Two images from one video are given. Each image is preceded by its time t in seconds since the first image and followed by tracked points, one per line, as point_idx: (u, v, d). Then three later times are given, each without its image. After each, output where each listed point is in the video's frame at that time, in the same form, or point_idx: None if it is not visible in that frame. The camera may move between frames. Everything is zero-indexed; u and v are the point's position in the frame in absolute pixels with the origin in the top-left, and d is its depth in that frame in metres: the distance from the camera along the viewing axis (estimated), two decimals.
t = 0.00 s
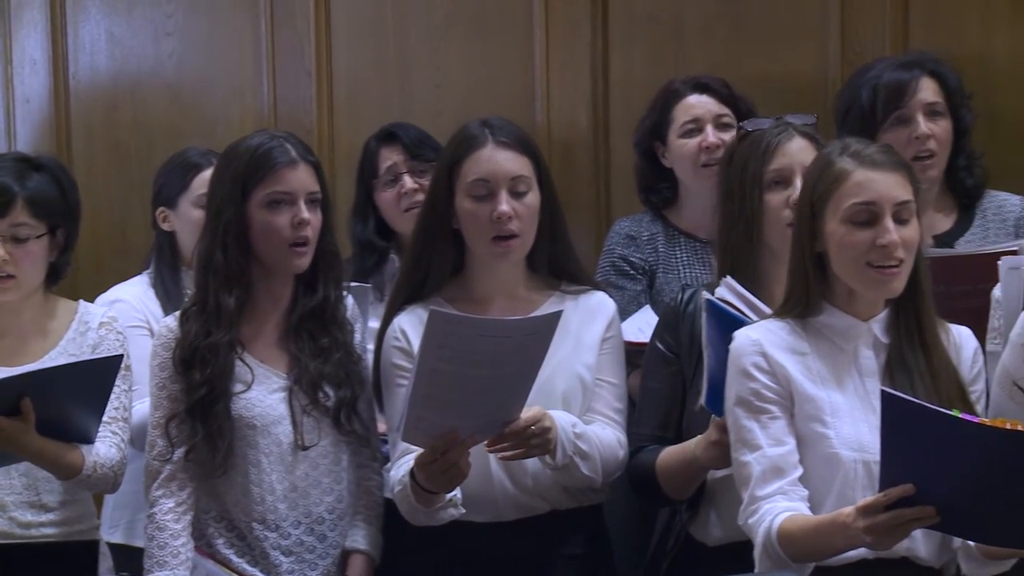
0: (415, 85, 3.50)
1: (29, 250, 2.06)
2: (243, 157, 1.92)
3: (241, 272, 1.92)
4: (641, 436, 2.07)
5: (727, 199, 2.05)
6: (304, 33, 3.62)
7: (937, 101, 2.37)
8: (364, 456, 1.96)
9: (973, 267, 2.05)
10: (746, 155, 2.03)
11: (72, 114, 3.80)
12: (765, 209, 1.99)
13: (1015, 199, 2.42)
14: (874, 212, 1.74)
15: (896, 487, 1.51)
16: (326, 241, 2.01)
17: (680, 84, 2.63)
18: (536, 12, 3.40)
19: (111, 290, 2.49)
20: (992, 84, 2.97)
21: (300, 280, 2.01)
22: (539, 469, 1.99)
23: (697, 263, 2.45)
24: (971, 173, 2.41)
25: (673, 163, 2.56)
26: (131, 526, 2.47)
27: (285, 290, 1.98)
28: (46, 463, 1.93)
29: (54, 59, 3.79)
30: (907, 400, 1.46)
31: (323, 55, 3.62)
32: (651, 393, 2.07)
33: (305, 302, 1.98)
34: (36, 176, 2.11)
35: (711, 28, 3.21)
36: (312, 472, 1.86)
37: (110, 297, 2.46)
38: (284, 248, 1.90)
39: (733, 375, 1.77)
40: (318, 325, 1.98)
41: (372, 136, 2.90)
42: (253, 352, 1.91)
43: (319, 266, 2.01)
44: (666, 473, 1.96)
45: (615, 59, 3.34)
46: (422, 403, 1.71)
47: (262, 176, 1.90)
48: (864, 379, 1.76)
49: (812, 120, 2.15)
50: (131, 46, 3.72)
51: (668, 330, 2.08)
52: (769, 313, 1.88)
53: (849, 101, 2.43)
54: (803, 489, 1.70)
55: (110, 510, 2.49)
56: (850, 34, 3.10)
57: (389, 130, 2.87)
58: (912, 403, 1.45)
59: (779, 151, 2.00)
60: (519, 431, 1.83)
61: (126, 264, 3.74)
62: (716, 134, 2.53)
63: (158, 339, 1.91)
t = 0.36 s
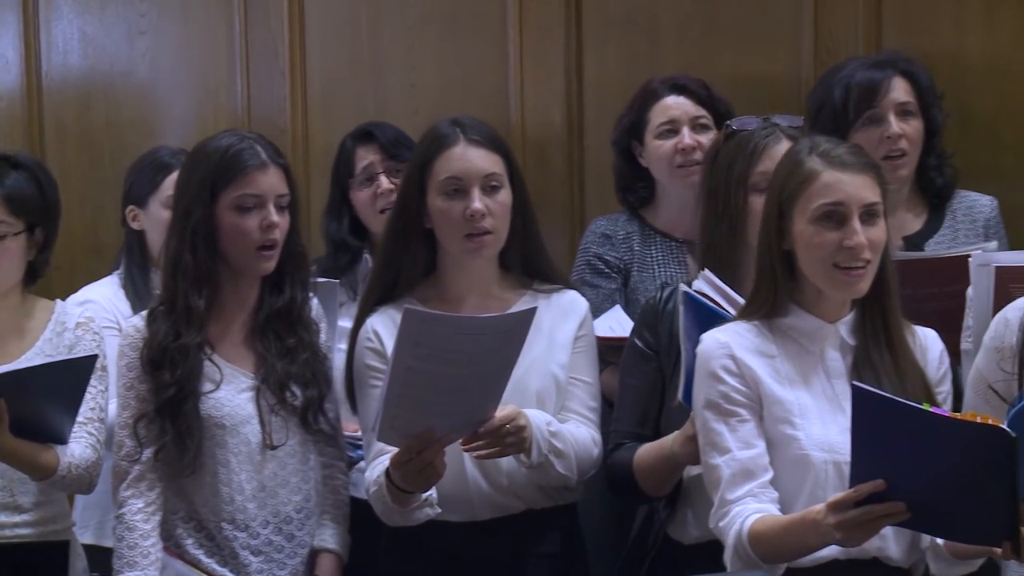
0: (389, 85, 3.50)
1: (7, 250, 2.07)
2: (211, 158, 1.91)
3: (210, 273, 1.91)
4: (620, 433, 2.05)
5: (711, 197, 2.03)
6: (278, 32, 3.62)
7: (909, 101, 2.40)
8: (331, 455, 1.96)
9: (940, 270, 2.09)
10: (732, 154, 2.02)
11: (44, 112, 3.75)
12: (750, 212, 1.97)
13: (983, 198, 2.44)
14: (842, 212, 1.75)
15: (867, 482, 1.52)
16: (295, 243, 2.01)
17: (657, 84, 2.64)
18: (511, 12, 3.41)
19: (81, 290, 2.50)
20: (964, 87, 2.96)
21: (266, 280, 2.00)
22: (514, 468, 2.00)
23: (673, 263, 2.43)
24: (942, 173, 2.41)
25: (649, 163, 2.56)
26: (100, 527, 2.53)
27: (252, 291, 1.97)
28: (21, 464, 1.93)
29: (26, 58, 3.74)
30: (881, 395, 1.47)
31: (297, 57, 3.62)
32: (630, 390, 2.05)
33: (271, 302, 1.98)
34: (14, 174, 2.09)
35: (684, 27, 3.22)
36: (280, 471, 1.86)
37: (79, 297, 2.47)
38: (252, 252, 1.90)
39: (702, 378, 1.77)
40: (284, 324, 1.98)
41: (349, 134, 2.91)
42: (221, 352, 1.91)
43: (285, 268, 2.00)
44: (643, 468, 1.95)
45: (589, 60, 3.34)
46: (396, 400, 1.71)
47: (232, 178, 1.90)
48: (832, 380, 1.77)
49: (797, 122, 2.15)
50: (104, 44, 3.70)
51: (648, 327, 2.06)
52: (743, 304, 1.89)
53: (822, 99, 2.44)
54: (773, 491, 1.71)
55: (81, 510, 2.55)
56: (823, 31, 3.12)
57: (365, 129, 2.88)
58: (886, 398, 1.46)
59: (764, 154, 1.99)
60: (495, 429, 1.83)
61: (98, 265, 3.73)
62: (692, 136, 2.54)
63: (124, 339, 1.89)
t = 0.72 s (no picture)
0: (363, 85, 3.51)
1: None
2: (178, 158, 1.91)
3: (176, 273, 1.92)
4: (596, 432, 2.05)
5: (689, 201, 2.02)
6: (253, 33, 3.61)
7: (886, 104, 2.42)
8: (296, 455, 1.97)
9: (910, 275, 2.10)
10: (712, 155, 2.00)
11: (18, 111, 3.77)
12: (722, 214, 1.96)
13: (959, 198, 2.46)
14: (810, 208, 1.75)
15: (839, 488, 1.53)
16: (260, 243, 2.03)
17: (636, 84, 2.64)
18: (485, 13, 3.40)
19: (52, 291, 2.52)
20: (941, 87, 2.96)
21: (231, 281, 2.01)
22: (489, 469, 1.99)
23: (648, 263, 2.44)
24: (916, 173, 2.44)
25: (625, 163, 2.57)
26: (72, 528, 2.64)
27: (218, 292, 1.98)
28: None
29: None
30: (857, 403, 1.47)
31: (272, 59, 3.60)
32: (605, 390, 2.05)
33: (236, 302, 1.99)
34: None
35: (659, 28, 3.21)
36: (246, 470, 1.87)
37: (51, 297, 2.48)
38: (217, 253, 1.89)
39: (672, 382, 1.77)
40: (249, 325, 2.00)
41: (336, 132, 2.90)
42: (187, 352, 1.92)
43: (251, 268, 2.02)
44: (619, 465, 1.95)
45: (564, 62, 3.34)
46: (373, 405, 1.70)
47: (200, 179, 1.89)
48: (802, 381, 1.78)
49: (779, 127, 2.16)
50: (79, 44, 3.71)
51: (623, 326, 2.06)
52: (718, 294, 1.89)
53: (799, 100, 2.45)
54: (745, 495, 1.71)
55: (53, 510, 2.65)
56: (798, 31, 3.09)
57: (354, 128, 2.89)
58: (862, 410, 1.46)
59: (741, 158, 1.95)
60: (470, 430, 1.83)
61: (71, 265, 3.74)
62: (668, 136, 2.54)
63: (87, 339, 1.89)
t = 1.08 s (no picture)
0: (340, 84, 3.50)
1: None
2: (146, 155, 1.96)
3: (144, 272, 1.97)
4: (570, 433, 2.04)
5: (662, 202, 2.01)
6: (229, 33, 3.61)
7: (864, 104, 2.45)
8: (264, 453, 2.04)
9: (887, 278, 2.10)
10: (686, 155, 2.00)
11: None
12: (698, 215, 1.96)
13: (938, 198, 2.47)
14: (786, 207, 1.74)
15: (816, 492, 1.53)
16: (228, 240, 2.10)
17: (616, 83, 2.63)
18: (462, 13, 3.40)
19: (32, 291, 2.39)
20: (917, 89, 2.95)
21: (199, 281, 2.08)
22: (466, 469, 1.97)
23: (624, 263, 2.45)
24: (895, 174, 2.47)
25: (603, 160, 2.56)
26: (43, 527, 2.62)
27: (185, 291, 2.04)
28: None
29: None
30: (842, 409, 1.46)
31: (247, 58, 3.60)
32: (580, 390, 2.04)
33: (205, 301, 2.06)
34: None
35: (636, 27, 3.21)
36: (214, 469, 1.93)
37: (31, 298, 2.36)
38: (184, 253, 1.95)
39: (650, 386, 1.76)
40: (216, 323, 2.06)
41: (324, 132, 2.88)
42: (154, 351, 1.98)
43: (219, 268, 2.09)
44: (595, 464, 1.95)
45: (541, 63, 3.34)
46: (355, 403, 1.69)
47: (167, 176, 1.95)
48: (778, 383, 1.78)
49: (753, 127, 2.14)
50: (54, 43, 3.71)
51: (596, 327, 2.06)
52: (696, 292, 1.89)
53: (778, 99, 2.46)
54: (723, 497, 1.70)
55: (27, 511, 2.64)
56: (773, 30, 3.09)
57: (342, 129, 2.87)
58: (848, 412, 1.46)
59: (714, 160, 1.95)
60: (450, 431, 1.82)
61: (47, 264, 3.74)
62: (648, 136, 2.54)
63: (54, 337, 1.94)
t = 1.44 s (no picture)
0: (320, 86, 3.51)
1: None
2: (119, 155, 2.06)
3: (115, 271, 2.06)
4: (545, 436, 2.02)
5: (631, 200, 2.02)
6: (207, 34, 3.61)
7: (845, 106, 2.50)
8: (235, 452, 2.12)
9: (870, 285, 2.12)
10: (655, 154, 2.01)
11: None
12: (671, 216, 1.97)
13: (917, 198, 2.53)
14: (773, 213, 1.74)
15: (801, 496, 1.52)
16: (200, 241, 2.18)
17: (597, 82, 2.65)
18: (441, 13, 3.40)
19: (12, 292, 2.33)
20: (897, 89, 2.95)
21: (172, 281, 2.16)
22: (446, 470, 1.93)
23: (604, 265, 2.48)
24: (875, 174, 2.52)
25: (584, 158, 2.58)
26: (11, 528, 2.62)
27: (158, 291, 2.12)
28: None
29: None
30: (827, 415, 1.46)
31: (226, 59, 3.61)
32: (553, 394, 2.03)
33: (178, 301, 2.14)
34: None
35: (615, 28, 3.21)
36: (185, 469, 2.01)
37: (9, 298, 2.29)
38: (156, 252, 2.05)
39: (633, 385, 1.75)
40: (190, 323, 2.14)
41: (303, 133, 2.93)
42: (126, 352, 2.06)
43: (191, 267, 2.17)
44: (572, 467, 1.93)
45: (520, 63, 3.34)
46: (338, 405, 1.68)
47: (138, 176, 2.05)
48: (761, 384, 1.78)
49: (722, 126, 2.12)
50: (32, 43, 3.71)
51: (568, 330, 2.05)
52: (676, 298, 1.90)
53: (760, 98, 2.52)
54: (705, 498, 1.70)
55: None
56: (751, 32, 3.09)
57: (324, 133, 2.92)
58: (828, 420, 1.46)
59: (686, 160, 1.97)
60: (432, 433, 1.81)
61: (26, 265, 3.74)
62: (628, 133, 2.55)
63: (28, 337, 2.03)
